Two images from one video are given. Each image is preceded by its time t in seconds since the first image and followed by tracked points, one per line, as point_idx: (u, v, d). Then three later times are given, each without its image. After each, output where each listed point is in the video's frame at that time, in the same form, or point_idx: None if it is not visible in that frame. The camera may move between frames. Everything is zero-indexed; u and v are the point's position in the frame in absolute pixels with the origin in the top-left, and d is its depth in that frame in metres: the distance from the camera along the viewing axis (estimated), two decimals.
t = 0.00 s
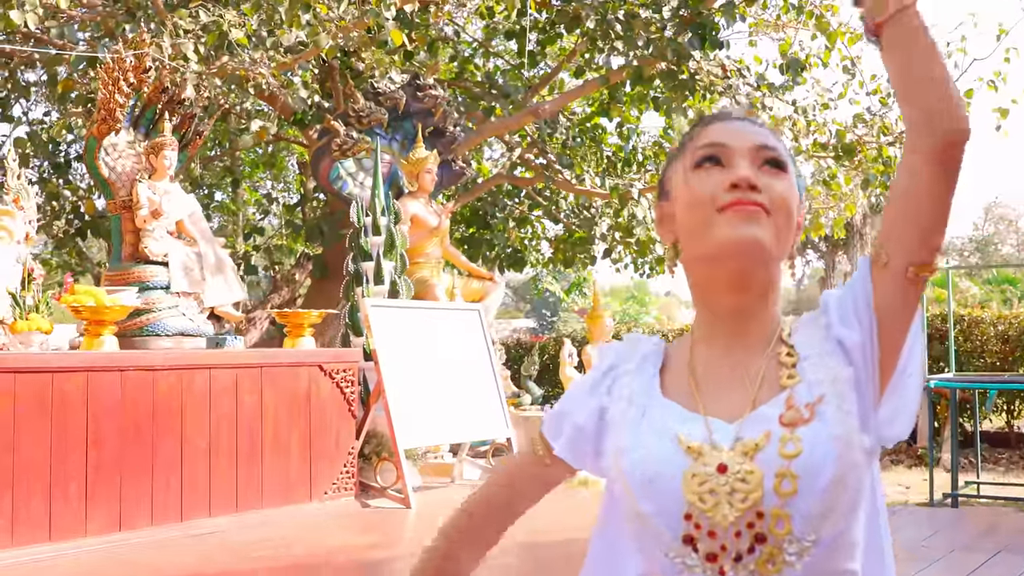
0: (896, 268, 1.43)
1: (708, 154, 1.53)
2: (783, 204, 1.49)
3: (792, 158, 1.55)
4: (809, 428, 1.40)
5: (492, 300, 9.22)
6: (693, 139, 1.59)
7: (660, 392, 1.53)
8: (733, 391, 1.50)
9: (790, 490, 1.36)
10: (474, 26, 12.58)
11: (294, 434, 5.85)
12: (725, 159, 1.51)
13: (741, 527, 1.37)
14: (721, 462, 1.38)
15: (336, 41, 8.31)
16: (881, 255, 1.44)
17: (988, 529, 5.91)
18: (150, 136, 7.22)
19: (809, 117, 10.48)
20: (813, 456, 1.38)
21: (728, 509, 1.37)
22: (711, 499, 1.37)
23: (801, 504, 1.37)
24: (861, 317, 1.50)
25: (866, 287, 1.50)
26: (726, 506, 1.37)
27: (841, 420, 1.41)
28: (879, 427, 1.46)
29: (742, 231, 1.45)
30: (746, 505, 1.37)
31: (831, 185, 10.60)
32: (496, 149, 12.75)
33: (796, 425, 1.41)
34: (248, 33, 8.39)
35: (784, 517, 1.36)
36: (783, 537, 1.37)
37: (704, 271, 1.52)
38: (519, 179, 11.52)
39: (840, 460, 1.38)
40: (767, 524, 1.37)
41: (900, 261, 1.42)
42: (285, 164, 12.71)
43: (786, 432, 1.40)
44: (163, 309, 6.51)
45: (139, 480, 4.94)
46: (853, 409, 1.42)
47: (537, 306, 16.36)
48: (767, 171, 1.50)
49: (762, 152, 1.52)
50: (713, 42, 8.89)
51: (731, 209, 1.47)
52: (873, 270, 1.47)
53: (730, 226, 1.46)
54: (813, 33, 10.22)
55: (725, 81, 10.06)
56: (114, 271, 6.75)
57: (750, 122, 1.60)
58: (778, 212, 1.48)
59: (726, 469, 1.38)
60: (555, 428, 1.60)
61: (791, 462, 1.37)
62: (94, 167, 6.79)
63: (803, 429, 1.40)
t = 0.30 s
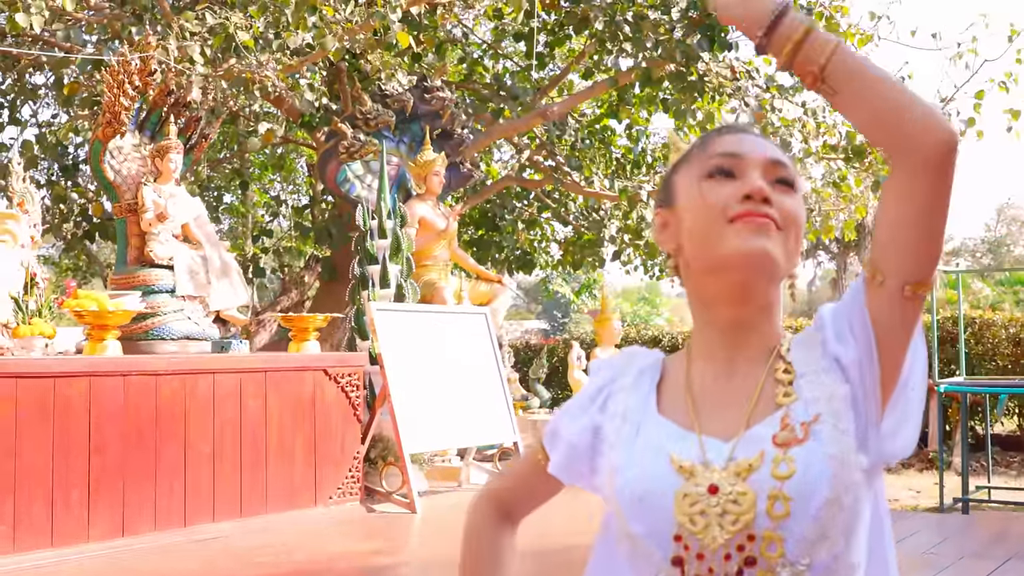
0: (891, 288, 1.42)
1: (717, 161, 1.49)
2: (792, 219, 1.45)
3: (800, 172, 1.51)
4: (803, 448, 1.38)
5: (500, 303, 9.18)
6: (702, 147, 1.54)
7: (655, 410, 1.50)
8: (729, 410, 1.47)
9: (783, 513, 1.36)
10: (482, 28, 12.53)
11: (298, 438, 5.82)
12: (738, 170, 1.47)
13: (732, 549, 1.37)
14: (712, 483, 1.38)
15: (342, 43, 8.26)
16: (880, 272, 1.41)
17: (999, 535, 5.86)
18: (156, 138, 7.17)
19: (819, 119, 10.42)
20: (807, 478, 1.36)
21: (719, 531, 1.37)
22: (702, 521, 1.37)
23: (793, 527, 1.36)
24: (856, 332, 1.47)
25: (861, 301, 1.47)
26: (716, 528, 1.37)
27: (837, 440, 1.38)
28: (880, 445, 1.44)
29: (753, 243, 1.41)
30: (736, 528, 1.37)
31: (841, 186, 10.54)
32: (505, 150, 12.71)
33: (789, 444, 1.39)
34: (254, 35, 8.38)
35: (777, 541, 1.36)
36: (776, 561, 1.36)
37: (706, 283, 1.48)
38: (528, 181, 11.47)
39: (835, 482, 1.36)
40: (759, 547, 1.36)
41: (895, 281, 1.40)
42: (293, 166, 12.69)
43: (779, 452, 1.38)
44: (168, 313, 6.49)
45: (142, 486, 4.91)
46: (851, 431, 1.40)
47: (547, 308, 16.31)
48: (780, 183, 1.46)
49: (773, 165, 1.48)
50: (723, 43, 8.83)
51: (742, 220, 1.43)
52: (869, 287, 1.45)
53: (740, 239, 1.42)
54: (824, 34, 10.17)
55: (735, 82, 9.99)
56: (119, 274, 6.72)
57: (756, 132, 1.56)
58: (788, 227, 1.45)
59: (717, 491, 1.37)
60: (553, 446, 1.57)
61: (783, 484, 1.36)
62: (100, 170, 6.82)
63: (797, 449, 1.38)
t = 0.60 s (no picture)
0: (910, 311, 1.51)
1: (744, 166, 1.55)
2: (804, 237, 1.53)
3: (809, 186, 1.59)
4: (797, 453, 1.46)
5: (512, 305, 9.20)
6: (726, 148, 1.59)
7: (654, 415, 1.58)
8: (725, 416, 1.56)
9: (776, 515, 1.44)
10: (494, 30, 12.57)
11: (309, 440, 5.85)
12: (764, 181, 1.53)
13: (726, 551, 1.45)
14: (707, 486, 1.46)
15: (353, 46, 8.30)
16: (913, 295, 1.50)
17: (1010, 537, 5.85)
18: (168, 141, 7.24)
19: (829, 120, 10.44)
20: (800, 480, 1.44)
21: (712, 533, 1.45)
22: (696, 523, 1.46)
23: (786, 530, 1.44)
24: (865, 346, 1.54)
25: (881, 317, 1.54)
26: (711, 530, 1.45)
27: (831, 445, 1.45)
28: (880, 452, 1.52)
29: (775, 263, 1.49)
30: (730, 530, 1.45)
31: (852, 187, 10.55)
32: (518, 152, 12.75)
33: (784, 449, 1.46)
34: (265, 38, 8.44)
35: (769, 543, 1.44)
36: (768, 562, 1.44)
37: (726, 289, 1.55)
38: (540, 183, 11.50)
39: (828, 486, 1.44)
40: (752, 549, 1.44)
41: (918, 304, 1.50)
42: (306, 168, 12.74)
43: (773, 456, 1.46)
44: (180, 315, 6.53)
45: (152, 487, 4.95)
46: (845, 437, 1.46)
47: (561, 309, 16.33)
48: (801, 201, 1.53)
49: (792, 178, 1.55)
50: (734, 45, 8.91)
51: (767, 236, 1.49)
52: (894, 306, 1.52)
53: (767, 257, 1.49)
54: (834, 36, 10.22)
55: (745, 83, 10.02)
56: (133, 276, 6.76)
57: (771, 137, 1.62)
58: (803, 247, 1.53)
59: (711, 492, 1.45)
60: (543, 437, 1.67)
61: (777, 486, 1.44)
62: (112, 172, 6.86)
63: (791, 454, 1.46)
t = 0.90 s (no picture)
0: (932, 335, 1.74)
1: (772, 182, 1.76)
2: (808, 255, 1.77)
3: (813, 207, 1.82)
4: (788, 448, 1.70)
5: (525, 305, 9.18)
6: (756, 157, 1.80)
7: (641, 405, 1.81)
8: (711, 410, 1.80)
9: (764, 507, 1.67)
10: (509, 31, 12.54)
11: (321, 438, 5.88)
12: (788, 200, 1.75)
13: (717, 543, 1.69)
14: (697, 478, 1.68)
15: (367, 48, 8.30)
16: (942, 325, 1.72)
17: None
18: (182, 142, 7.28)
19: (843, 119, 10.38)
20: (788, 475, 1.67)
21: (703, 525, 1.68)
22: (687, 514, 1.68)
23: (776, 521, 1.67)
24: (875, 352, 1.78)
25: (907, 330, 1.75)
26: (701, 522, 1.68)
27: (820, 443, 1.68)
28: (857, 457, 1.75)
29: (786, 276, 1.71)
30: (720, 522, 1.68)
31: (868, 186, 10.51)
32: (533, 152, 12.71)
33: (775, 444, 1.70)
34: (277, 37, 8.45)
35: (756, 536, 1.67)
36: (755, 552, 1.67)
37: (737, 290, 1.77)
38: (555, 183, 11.48)
39: (816, 481, 1.66)
40: (739, 541, 1.68)
41: (942, 334, 1.73)
42: (321, 169, 12.75)
43: (765, 450, 1.70)
44: (193, 314, 6.57)
45: (165, 485, 4.99)
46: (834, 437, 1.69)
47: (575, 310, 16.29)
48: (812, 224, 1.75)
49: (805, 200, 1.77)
50: (748, 45, 8.96)
51: (785, 253, 1.72)
52: (919, 323, 1.74)
53: (784, 272, 1.71)
54: (849, 35, 10.22)
55: (760, 83, 9.96)
56: (146, 275, 6.78)
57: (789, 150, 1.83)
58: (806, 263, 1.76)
59: (703, 484, 1.67)
60: (519, 404, 1.86)
61: (767, 480, 1.67)
62: (127, 173, 6.90)
63: (783, 449, 1.69)
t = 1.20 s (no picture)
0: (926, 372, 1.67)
1: (789, 173, 1.68)
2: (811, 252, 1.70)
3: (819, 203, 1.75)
4: (773, 441, 1.63)
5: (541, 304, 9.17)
6: (774, 145, 1.72)
7: (631, 377, 1.74)
8: (698, 393, 1.73)
9: (740, 497, 1.61)
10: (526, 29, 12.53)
11: (334, 435, 5.90)
12: (804, 194, 1.68)
13: (691, 526, 1.61)
14: (679, 460, 1.61)
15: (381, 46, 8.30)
16: (943, 364, 1.64)
17: None
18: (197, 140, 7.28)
19: (860, 117, 10.34)
20: (770, 468, 1.61)
21: (681, 507, 1.61)
22: (665, 494, 1.61)
23: (751, 510, 1.61)
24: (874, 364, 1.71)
25: (911, 357, 1.68)
26: (678, 504, 1.61)
27: (805, 439, 1.62)
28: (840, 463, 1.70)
29: (793, 275, 1.65)
30: (698, 506, 1.61)
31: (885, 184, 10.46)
32: (550, 150, 12.70)
33: (760, 435, 1.64)
34: (293, 36, 8.45)
35: (729, 525, 1.61)
36: (728, 540, 1.61)
37: (742, 278, 1.70)
38: (571, 181, 11.46)
39: (795, 477, 1.61)
40: (713, 527, 1.61)
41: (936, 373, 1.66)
42: (339, 168, 12.78)
43: (750, 441, 1.63)
44: (208, 311, 6.60)
45: (178, 481, 5.01)
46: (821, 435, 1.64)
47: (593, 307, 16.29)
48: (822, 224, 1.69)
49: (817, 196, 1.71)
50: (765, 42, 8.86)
51: (792, 251, 1.65)
52: (920, 357, 1.67)
53: (789, 270, 1.65)
54: (865, 32, 10.19)
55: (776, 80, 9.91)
56: (162, 274, 6.84)
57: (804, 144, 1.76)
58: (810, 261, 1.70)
59: (684, 466, 1.61)
60: (522, 332, 1.79)
61: (747, 471, 1.61)
62: (142, 172, 6.93)
63: (768, 442, 1.63)
